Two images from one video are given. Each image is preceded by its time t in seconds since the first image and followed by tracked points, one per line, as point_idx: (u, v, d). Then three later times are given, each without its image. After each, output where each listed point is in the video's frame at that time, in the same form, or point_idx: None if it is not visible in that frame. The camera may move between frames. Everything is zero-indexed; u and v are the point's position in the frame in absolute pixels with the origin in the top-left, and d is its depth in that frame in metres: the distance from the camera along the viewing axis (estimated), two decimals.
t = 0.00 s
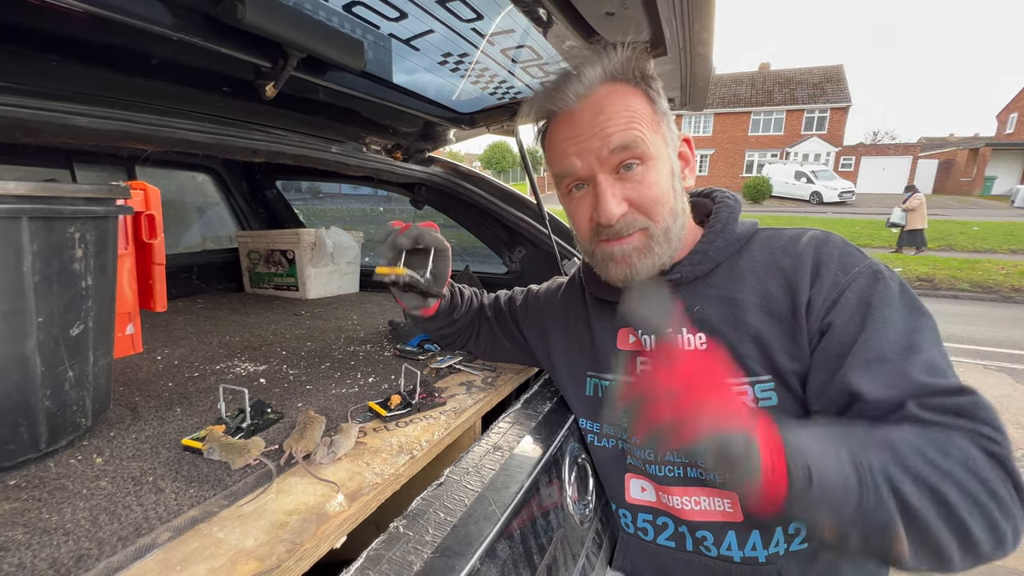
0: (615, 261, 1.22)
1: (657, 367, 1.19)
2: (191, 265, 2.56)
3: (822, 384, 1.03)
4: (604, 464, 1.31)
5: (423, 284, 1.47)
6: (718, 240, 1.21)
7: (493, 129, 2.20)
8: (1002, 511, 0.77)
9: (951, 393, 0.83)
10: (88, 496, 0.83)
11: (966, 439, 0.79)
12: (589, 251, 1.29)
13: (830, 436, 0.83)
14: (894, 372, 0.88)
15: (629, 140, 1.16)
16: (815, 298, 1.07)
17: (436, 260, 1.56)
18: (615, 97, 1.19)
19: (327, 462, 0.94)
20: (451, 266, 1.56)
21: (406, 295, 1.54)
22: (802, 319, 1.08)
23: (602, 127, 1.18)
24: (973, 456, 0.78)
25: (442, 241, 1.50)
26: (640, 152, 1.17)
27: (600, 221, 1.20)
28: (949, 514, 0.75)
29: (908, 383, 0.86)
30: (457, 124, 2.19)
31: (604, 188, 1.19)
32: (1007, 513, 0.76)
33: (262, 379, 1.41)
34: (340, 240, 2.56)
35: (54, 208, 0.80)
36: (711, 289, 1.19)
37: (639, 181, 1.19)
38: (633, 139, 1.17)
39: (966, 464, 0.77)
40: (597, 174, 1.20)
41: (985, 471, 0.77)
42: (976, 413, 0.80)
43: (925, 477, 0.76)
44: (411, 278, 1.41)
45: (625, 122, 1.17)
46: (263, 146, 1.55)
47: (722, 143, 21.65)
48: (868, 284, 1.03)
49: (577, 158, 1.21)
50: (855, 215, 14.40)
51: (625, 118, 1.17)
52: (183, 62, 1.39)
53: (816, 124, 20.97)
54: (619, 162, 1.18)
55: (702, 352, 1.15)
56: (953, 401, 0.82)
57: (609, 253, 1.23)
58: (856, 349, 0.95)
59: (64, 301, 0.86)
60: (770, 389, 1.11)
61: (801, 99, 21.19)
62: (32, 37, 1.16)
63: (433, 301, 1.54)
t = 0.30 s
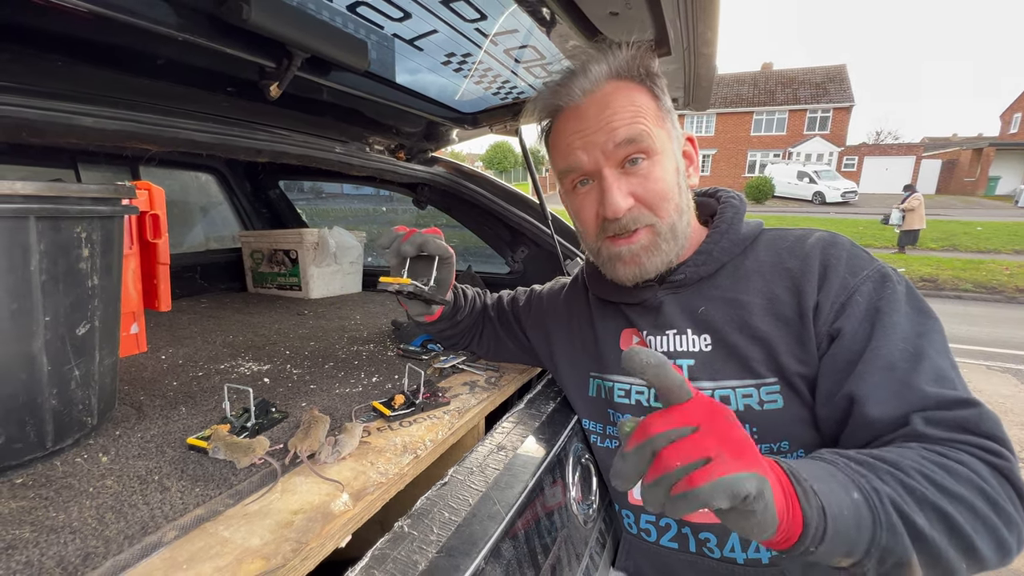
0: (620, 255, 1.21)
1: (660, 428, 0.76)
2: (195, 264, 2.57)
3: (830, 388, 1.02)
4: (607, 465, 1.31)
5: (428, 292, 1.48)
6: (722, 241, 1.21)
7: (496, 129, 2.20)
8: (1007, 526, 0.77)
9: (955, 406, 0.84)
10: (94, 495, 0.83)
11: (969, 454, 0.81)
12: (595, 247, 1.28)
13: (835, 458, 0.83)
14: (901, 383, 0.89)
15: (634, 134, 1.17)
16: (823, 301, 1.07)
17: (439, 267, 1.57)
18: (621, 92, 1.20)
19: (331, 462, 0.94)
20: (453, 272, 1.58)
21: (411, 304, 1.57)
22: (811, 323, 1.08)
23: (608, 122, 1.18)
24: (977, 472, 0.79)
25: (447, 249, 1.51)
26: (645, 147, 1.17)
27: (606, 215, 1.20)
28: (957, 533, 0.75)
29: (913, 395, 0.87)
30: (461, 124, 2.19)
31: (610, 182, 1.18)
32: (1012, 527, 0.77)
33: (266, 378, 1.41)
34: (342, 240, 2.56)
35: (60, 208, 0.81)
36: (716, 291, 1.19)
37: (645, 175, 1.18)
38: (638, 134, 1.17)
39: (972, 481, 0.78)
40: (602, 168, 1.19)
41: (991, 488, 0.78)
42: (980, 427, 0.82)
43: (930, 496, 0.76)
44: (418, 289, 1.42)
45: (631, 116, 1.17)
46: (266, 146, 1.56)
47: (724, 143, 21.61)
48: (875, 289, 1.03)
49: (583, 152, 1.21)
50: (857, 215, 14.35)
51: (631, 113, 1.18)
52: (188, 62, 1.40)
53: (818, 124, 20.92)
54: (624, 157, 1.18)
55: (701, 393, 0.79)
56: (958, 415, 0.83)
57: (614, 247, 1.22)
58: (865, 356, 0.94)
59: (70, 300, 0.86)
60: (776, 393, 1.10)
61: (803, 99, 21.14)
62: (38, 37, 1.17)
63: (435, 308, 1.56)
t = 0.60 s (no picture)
0: (617, 240, 1.21)
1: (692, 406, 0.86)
2: (196, 264, 2.57)
3: (838, 394, 1.01)
4: (610, 466, 1.30)
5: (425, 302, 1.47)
6: (726, 241, 1.20)
7: (498, 129, 2.20)
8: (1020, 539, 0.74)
9: (976, 412, 0.80)
10: (94, 495, 0.82)
11: (994, 460, 0.77)
12: (592, 237, 1.28)
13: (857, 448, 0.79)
14: (918, 388, 0.86)
15: (632, 120, 1.17)
16: (829, 304, 1.06)
17: (436, 276, 1.55)
18: (620, 83, 1.22)
19: (332, 462, 0.93)
20: (450, 281, 1.56)
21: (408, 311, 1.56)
22: (816, 326, 1.07)
23: (606, 109, 1.20)
24: (1001, 480, 0.75)
25: (444, 260, 1.48)
26: (643, 134, 1.18)
27: (603, 201, 1.20)
28: (972, 537, 0.72)
29: (932, 400, 0.83)
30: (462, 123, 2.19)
31: (607, 168, 1.19)
32: None
33: (267, 378, 1.41)
34: (344, 240, 2.55)
35: (60, 207, 0.80)
36: (719, 291, 1.18)
37: (643, 163, 1.18)
38: (636, 121, 1.17)
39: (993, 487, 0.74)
40: (600, 155, 1.20)
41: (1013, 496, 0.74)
42: (1002, 435, 0.78)
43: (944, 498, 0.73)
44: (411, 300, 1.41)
45: (629, 104, 1.19)
46: (267, 145, 1.55)
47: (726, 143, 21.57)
48: (883, 292, 1.02)
49: (581, 140, 1.23)
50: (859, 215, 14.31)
51: (629, 102, 1.19)
52: (190, 61, 1.39)
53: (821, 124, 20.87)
54: (621, 143, 1.18)
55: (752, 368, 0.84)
56: (979, 422, 0.79)
57: (611, 233, 1.21)
58: (875, 361, 0.93)
59: (71, 299, 0.86)
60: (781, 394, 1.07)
61: (806, 99, 21.08)
62: (39, 36, 1.16)
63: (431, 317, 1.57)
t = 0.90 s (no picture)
0: (610, 234, 1.20)
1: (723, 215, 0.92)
2: (198, 263, 2.57)
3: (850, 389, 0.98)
4: (612, 466, 1.29)
5: (426, 301, 1.46)
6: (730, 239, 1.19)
7: (499, 128, 2.19)
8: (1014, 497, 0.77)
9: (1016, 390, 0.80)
10: (94, 496, 0.82)
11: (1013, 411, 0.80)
12: (589, 234, 1.29)
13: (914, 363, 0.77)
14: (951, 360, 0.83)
15: (621, 118, 1.20)
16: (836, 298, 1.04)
17: (437, 275, 1.54)
18: (611, 85, 1.26)
19: (334, 463, 0.93)
20: (452, 280, 1.55)
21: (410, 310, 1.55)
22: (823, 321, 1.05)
23: (596, 109, 1.23)
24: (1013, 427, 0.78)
25: (447, 258, 1.48)
26: (634, 130, 1.19)
27: (596, 195, 1.21)
28: (971, 462, 0.75)
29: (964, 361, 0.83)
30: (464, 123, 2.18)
31: (598, 164, 1.21)
32: None
33: (268, 378, 1.40)
34: (346, 239, 2.54)
35: (59, 206, 0.80)
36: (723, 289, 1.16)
37: (635, 156, 1.19)
38: (625, 118, 1.20)
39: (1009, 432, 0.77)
40: (593, 152, 1.22)
41: None
42: None
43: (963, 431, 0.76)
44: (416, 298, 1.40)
45: (618, 103, 1.22)
46: (269, 144, 1.54)
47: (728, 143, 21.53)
48: (892, 284, 1.00)
49: (574, 140, 1.26)
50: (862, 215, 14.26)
51: (618, 101, 1.22)
52: (191, 60, 1.39)
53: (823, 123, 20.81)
54: (612, 139, 1.20)
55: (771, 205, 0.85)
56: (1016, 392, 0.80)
57: (605, 228, 1.22)
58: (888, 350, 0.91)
59: (71, 298, 0.85)
60: (784, 392, 1.04)
61: (808, 98, 21.03)
62: (39, 34, 1.16)
63: (433, 315, 1.56)
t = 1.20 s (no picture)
0: (615, 234, 1.20)
1: (663, 389, 0.80)
2: (199, 263, 2.57)
3: (851, 392, 0.98)
4: (614, 466, 1.28)
5: (424, 303, 1.46)
6: (732, 239, 1.17)
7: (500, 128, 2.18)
8: None
9: (993, 412, 0.82)
10: (94, 496, 0.82)
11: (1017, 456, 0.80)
12: (593, 233, 1.29)
13: (904, 446, 0.77)
14: (937, 385, 0.85)
15: (626, 118, 1.20)
16: (838, 302, 1.04)
17: (436, 275, 1.54)
18: (616, 84, 1.25)
19: (334, 463, 0.93)
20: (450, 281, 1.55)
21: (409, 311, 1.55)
22: (824, 324, 1.05)
23: (601, 109, 1.23)
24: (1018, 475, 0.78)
25: (445, 259, 1.47)
26: (638, 130, 1.19)
27: (600, 195, 1.21)
28: (985, 534, 0.75)
29: (952, 396, 0.84)
30: (465, 122, 2.18)
31: (603, 163, 1.21)
32: None
33: (269, 378, 1.40)
34: (347, 239, 2.54)
35: (59, 206, 0.79)
36: (725, 289, 1.16)
37: (639, 157, 1.19)
38: (630, 118, 1.20)
39: (1015, 483, 0.77)
40: (597, 152, 1.22)
41: None
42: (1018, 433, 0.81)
43: (975, 500, 0.74)
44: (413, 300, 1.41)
45: (624, 103, 1.21)
46: (270, 144, 1.54)
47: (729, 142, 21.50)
48: (893, 290, 1.01)
49: (579, 139, 1.26)
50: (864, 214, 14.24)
51: (623, 101, 1.22)
52: (192, 60, 1.39)
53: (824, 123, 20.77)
54: (617, 139, 1.20)
55: (736, 370, 0.75)
56: (994, 420, 0.81)
57: (609, 228, 1.21)
58: (887, 358, 0.92)
59: (71, 298, 0.85)
60: (788, 394, 1.08)
61: (809, 98, 20.99)
62: (39, 34, 1.16)
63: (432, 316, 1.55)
